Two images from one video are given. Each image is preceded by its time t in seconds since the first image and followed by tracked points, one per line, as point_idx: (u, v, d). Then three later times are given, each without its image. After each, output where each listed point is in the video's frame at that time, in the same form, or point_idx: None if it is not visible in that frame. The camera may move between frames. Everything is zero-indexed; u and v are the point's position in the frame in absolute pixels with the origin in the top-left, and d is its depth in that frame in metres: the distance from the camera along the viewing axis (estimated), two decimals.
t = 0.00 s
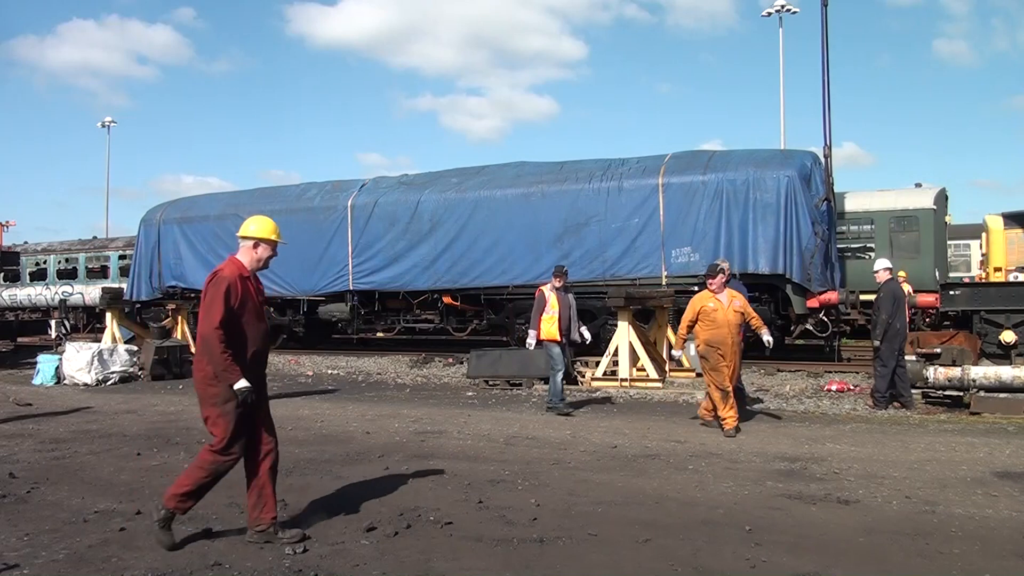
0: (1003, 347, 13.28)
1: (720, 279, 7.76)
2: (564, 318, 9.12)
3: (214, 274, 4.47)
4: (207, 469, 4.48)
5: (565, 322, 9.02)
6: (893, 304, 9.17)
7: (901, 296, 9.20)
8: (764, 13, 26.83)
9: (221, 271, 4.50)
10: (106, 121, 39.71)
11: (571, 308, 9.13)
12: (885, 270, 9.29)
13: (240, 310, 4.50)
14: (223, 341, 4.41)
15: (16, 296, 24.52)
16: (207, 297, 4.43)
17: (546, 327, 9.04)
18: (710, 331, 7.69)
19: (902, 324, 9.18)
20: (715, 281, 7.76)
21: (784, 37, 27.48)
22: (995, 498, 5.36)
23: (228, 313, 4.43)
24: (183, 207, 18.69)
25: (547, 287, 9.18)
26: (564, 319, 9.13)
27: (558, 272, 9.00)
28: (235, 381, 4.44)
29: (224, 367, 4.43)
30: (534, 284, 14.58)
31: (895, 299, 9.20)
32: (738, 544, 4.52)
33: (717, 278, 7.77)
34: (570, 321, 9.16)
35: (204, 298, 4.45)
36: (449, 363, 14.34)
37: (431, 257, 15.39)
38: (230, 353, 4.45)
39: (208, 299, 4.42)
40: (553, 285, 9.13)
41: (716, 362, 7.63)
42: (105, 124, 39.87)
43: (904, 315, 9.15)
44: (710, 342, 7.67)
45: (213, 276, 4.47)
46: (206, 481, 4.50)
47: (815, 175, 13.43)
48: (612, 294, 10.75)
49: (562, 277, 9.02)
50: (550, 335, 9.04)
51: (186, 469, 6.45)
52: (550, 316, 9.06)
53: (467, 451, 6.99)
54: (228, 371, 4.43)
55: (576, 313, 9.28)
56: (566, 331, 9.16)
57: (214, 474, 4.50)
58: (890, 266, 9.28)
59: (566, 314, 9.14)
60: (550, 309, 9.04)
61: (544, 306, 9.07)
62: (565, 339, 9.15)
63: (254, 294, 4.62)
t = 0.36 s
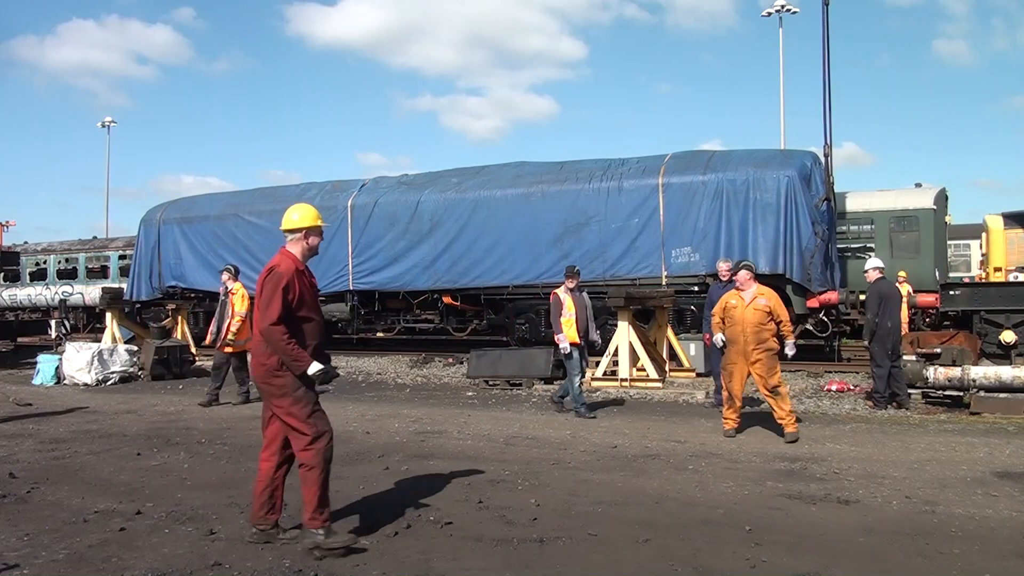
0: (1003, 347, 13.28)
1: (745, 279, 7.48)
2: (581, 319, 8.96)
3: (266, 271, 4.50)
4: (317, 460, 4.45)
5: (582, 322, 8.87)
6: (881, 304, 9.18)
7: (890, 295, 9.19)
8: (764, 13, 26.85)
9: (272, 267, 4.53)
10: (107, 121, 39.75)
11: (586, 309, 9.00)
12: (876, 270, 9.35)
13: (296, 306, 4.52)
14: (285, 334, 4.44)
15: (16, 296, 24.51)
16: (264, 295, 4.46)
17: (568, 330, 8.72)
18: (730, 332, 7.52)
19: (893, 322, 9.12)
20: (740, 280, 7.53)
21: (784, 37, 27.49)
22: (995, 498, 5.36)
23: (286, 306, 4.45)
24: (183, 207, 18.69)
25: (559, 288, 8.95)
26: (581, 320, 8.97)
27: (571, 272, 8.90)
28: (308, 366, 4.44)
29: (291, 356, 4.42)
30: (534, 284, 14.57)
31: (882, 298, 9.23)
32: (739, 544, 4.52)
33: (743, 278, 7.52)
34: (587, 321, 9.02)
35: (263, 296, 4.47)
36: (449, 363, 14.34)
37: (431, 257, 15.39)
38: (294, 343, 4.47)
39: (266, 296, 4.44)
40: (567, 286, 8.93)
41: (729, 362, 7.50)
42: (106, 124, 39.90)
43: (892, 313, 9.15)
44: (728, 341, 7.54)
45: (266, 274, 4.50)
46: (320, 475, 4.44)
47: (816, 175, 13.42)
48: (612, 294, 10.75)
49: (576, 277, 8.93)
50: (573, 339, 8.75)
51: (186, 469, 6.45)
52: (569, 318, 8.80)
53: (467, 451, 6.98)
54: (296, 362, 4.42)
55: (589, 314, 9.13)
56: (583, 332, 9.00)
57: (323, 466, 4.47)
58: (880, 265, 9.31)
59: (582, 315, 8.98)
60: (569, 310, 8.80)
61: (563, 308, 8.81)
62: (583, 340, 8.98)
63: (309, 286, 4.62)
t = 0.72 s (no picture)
0: (1003, 347, 13.27)
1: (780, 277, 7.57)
2: (597, 318, 8.86)
3: (344, 274, 4.36)
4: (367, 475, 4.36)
5: (598, 322, 8.82)
6: (875, 305, 9.25)
7: (885, 295, 9.21)
8: (764, 13, 26.85)
9: (347, 269, 4.39)
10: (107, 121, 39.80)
11: (602, 308, 8.95)
12: (873, 270, 9.35)
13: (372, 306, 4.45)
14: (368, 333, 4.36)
15: (16, 296, 24.51)
16: (344, 295, 4.33)
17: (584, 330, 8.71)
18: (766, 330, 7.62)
19: (887, 322, 9.17)
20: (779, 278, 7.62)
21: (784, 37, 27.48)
22: (995, 498, 5.36)
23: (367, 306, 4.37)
24: (183, 207, 18.69)
25: (574, 286, 8.88)
26: (597, 320, 8.87)
27: (586, 271, 8.86)
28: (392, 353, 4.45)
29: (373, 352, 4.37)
30: (534, 284, 14.56)
31: (875, 298, 9.28)
32: (738, 544, 4.52)
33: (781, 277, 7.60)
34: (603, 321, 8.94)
35: (342, 300, 4.33)
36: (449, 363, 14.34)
37: (431, 257, 15.39)
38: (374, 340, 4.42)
39: (348, 302, 4.31)
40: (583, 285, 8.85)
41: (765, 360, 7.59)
42: (105, 124, 40.00)
43: (886, 313, 9.19)
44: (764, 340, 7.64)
45: (344, 275, 4.35)
46: (372, 490, 4.37)
47: (815, 175, 13.42)
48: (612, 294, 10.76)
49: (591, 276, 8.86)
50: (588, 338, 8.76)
51: (186, 469, 6.45)
52: (584, 317, 8.76)
53: (467, 451, 6.99)
54: (383, 354, 4.39)
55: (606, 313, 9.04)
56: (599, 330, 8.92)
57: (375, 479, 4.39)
58: (881, 266, 9.30)
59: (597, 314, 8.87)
60: (583, 310, 8.75)
61: (577, 308, 8.75)
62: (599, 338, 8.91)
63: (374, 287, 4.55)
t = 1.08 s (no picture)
0: (1003, 347, 13.27)
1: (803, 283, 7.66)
2: (617, 321, 8.83)
3: (418, 271, 4.36)
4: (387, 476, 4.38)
5: (617, 325, 8.78)
6: (874, 305, 9.29)
7: (885, 295, 9.23)
8: (765, 13, 26.84)
9: (420, 267, 4.40)
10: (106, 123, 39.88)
11: (623, 312, 8.90)
12: (880, 270, 9.36)
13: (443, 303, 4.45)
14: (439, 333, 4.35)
15: (16, 296, 24.51)
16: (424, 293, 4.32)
17: (598, 333, 8.73)
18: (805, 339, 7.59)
19: (886, 322, 9.19)
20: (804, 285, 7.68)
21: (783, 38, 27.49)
22: (996, 498, 5.36)
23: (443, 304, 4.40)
24: (183, 207, 18.70)
25: (596, 288, 8.89)
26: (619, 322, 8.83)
27: (609, 272, 8.87)
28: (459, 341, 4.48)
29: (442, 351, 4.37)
30: (534, 284, 14.55)
31: (875, 299, 9.30)
32: (738, 544, 4.52)
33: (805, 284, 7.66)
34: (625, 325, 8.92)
35: (418, 298, 4.33)
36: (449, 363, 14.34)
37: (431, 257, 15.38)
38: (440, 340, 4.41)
39: (426, 301, 4.32)
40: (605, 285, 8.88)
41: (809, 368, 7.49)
42: (105, 124, 40.07)
43: (885, 314, 9.21)
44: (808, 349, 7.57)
45: (419, 272, 4.36)
46: (388, 490, 4.38)
47: (815, 175, 13.42)
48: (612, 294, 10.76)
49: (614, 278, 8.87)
50: (602, 341, 8.74)
51: (186, 469, 6.45)
52: (600, 319, 8.76)
53: (467, 451, 6.99)
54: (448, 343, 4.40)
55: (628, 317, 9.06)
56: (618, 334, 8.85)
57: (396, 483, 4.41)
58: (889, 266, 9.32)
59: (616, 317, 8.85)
60: (601, 312, 8.76)
61: (595, 309, 8.78)
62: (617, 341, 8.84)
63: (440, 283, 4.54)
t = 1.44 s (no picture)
0: (1003, 347, 13.27)
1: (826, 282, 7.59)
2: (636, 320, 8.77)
3: (494, 270, 4.30)
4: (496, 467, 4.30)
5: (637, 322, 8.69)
6: (879, 304, 9.28)
7: (890, 296, 9.24)
8: (765, 13, 26.86)
9: (494, 266, 4.33)
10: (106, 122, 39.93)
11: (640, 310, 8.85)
12: (888, 269, 9.34)
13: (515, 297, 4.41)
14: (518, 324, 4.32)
15: (16, 296, 24.51)
16: (500, 289, 4.27)
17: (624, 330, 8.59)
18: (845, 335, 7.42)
19: (891, 322, 9.18)
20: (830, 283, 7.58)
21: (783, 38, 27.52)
22: (996, 498, 5.36)
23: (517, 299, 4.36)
24: (183, 207, 18.70)
25: (615, 284, 8.75)
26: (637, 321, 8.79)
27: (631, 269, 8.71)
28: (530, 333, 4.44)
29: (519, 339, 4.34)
30: (534, 284, 14.55)
31: (879, 299, 9.30)
32: (738, 544, 4.52)
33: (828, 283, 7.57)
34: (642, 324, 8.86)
35: (499, 297, 4.26)
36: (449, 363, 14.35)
37: (431, 257, 15.38)
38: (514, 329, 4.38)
39: (506, 297, 4.27)
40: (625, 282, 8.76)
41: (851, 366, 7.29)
42: (105, 124, 40.17)
43: (889, 314, 9.21)
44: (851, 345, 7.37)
45: (496, 271, 4.30)
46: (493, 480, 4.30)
47: (816, 175, 13.42)
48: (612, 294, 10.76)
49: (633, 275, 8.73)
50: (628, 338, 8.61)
51: (186, 469, 6.45)
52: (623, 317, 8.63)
53: (467, 451, 6.99)
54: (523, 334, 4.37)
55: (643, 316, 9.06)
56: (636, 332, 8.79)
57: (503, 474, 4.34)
58: (896, 266, 9.31)
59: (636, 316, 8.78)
60: (623, 309, 8.65)
61: (617, 307, 8.64)
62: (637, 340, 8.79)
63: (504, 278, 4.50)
